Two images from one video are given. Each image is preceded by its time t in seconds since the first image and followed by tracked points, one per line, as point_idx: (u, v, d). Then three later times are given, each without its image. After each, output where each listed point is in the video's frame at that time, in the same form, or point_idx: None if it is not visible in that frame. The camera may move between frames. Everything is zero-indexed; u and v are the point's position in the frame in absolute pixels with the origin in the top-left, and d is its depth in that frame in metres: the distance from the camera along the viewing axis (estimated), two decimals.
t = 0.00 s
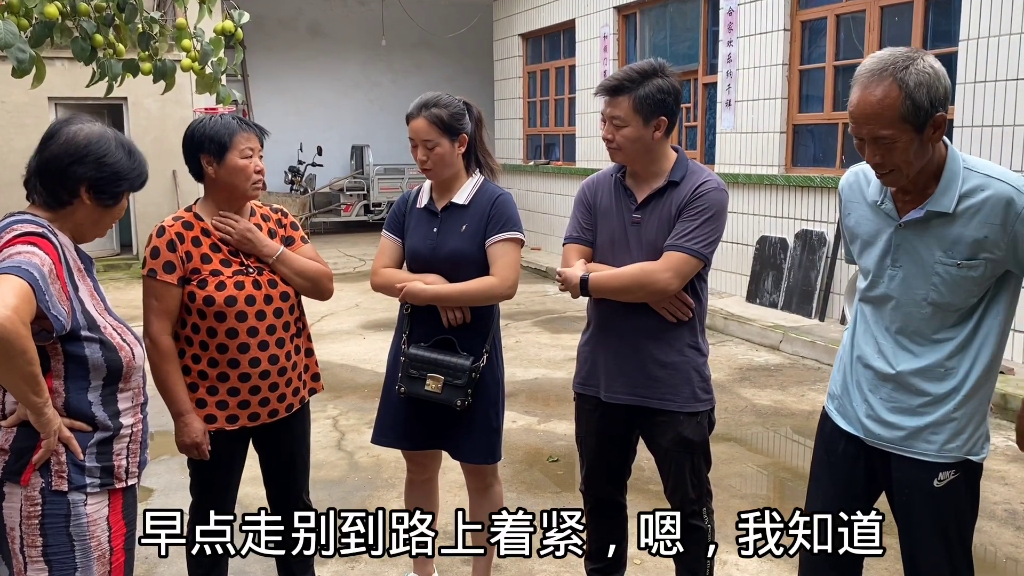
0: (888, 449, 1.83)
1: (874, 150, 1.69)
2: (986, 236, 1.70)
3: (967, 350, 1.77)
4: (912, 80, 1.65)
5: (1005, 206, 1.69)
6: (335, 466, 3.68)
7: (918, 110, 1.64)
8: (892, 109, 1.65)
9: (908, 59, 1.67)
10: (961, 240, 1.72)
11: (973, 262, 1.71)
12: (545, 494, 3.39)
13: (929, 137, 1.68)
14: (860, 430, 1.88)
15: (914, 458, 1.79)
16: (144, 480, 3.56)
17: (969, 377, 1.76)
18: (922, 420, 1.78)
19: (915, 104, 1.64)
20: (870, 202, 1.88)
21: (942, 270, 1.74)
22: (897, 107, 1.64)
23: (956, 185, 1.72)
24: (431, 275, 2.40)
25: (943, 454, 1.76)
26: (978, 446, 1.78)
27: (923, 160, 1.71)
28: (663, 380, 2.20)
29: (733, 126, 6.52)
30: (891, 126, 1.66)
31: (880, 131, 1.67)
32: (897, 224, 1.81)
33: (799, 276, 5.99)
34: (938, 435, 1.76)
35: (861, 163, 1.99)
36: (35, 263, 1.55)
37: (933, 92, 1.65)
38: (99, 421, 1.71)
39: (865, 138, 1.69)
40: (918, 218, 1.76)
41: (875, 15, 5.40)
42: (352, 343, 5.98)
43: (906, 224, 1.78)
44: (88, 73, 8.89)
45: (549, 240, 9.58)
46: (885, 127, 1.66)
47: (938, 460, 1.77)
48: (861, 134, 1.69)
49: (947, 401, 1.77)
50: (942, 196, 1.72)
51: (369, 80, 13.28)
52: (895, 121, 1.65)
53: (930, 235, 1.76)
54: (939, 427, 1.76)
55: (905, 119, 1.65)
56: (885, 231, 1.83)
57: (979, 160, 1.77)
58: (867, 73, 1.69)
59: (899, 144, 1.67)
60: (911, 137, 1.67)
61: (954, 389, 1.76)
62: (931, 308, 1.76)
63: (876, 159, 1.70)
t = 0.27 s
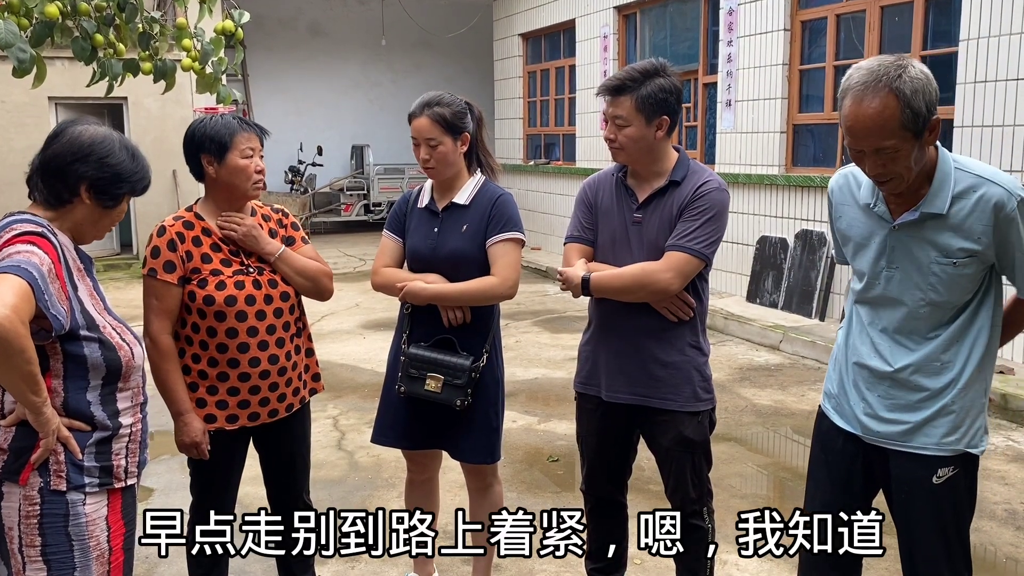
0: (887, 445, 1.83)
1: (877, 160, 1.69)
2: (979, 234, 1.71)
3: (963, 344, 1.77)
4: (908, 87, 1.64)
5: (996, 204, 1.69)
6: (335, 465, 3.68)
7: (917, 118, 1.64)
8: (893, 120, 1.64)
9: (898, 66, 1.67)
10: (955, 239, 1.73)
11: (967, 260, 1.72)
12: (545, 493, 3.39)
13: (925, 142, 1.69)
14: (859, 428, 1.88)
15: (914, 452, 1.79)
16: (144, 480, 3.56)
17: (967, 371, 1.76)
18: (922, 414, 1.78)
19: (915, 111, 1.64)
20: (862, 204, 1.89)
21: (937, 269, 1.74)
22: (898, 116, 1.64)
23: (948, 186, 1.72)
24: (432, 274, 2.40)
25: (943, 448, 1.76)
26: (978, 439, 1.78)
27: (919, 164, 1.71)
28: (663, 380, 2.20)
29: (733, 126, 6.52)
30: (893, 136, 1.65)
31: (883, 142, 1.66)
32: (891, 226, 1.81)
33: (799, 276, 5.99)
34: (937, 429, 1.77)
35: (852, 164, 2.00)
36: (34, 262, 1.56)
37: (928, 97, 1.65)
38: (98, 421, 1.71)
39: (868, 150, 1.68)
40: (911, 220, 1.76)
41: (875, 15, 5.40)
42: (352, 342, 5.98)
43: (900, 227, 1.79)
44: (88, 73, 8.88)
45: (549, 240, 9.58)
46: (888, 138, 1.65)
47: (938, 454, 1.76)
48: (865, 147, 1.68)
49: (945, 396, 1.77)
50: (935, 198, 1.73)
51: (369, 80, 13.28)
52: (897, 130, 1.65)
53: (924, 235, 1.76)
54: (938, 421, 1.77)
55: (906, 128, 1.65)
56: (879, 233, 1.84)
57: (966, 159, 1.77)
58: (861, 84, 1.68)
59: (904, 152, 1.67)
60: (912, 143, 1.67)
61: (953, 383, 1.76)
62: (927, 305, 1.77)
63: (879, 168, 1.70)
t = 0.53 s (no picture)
0: (890, 442, 1.83)
1: (880, 169, 1.69)
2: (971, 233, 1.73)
3: (957, 339, 1.80)
4: (909, 94, 1.65)
5: (987, 202, 1.71)
6: (336, 465, 3.68)
7: (919, 124, 1.65)
8: (897, 129, 1.65)
9: (896, 72, 1.67)
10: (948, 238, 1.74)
11: (960, 259, 1.74)
12: (545, 493, 3.39)
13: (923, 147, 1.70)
14: (860, 427, 1.87)
15: (918, 447, 1.78)
16: (145, 480, 3.56)
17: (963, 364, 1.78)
18: (924, 409, 1.79)
19: (917, 117, 1.65)
20: (853, 207, 1.88)
21: (933, 267, 1.76)
22: (901, 124, 1.65)
23: (941, 186, 1.74)
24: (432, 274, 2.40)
25: (945, 441, 1.77)
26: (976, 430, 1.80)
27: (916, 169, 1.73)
28: (664, 379, 2.20)
29: (734, 126, 6.52)
30: (897, 144, 1.66)
31: (887, 151, 1.66)
32: (886, 229, 1.82)
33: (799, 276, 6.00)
34: (939, 422, 1.77)
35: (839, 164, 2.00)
36: (34, 261, 1.56)
37: (927, 102, 1.66)
38: (97, 421, 1.71)
39: (872, 159, 1.68)
40: (907, 222, 1.77)
41: (876, 15, 5.40)
42: (353, 342, 5.98)
43: (894, 229, 1.80)
44: (89, 73, 8.89)
45: (550, 240, 9.58)
46: (892, 147, 1.66)
47: (941, 447, 1.77)
48: (868, 156, 1.68)
49: (945, 390, 1.78)
50: (928, 199, 1.74)
51: (370, 80, 13.28)
52: (900, 139, 1.65)
53: (918, 236, 1.78)
54: (939, 415, 1.77)
55: (909, 135, 1.65)
56: (872, 237, 1.84)
57: (952, 156, 1.79)
58: (861, 91, 1.68)
59: (907, 159, 1.68)
60: (914, 150, 1.68)
61: (952, 377, 1.78)
62: (923, 303, 1.79)
63: (882, 177, 1.70)
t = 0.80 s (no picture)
0: (892, 438, 1.86)
1: (877, 179, 1.71)
2: (960, 231, 1.78)
3: (950, 333, 1.85)
4: (905, 105, 1.66)
5: (975, 200, 1.76)
6: (337, 465, 3.69)
7: (914, 135, 1.67)
8: (893, 140, 1.66)
9: (890, 82, 1.69)
10: (941, 238, 1.79)
11: (952, 257, 1.79)
12: (546, 494, 3.39)
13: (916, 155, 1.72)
14: (862, 425, 1.90)
15: (922, 440, 1.82)
16: (146, 479, 3.56)
17: (956, 356, 1.84)
18: (926, 403, 1.83)
19: (913, 127, 1.66)
20: (843, 213, 1.89)
21: (927, 267, 1.80)
22: (898, 136, 1.66)
23: (929, 188, 1.77)
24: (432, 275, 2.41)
25: (946, 432, 1.81)
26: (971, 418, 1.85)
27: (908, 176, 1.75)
28: (666, 379, 2.20)
29: (734, 126, 6.52)
30: (893, 156, 1.67)
31: (884, 162, 1.68)
32: (879, 233, 1.84)
33: (800, 277, 6.00)
34: (939, 414, 1.82)
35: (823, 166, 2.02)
36: (31, 260, 1.56)
37: (921, 112, 1.68)
38: (95, 420, 1.70)
39: (870, 170, 1.69)
40: (902, 226, 1.80)
41: (877, 15, 5.40)
42: (354, 342, 5.98)
43: (888, 233, 1.82)
44: (90, 73, 8.89)
45: (551, 240, 9.58)
46: (888, 158, 1.68)
47: (943, 439, 1.81)
48: (867, 169, 1.69)
49: (943, 383, 1.83)
50: (918, 202, 1.77)
51: (371, 80, 13.28)
52: (896, 150, 1.67)
53: (910, 239, 1.81)
54: (939, 407, 1.82)
55: (904, 145, 1.67)
56: (864, 241, 1.86)
57: (934, 156, 1.84)
58: (856, 102, 1.69)
59: (904, 167, 1.70)
60: (908, 160, 1.70)
61: (948, 369, 1.83)
62: (918, 302, 1.83)
63: (877, 187, 1.72)
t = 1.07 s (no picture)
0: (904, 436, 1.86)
1: (880, 187, 1.71)
2: (958, 229, 1.79)
3: (952, 328, 1.86)
4: (908, 112, 1.66)
5: (971, 198, 1.77)
6: (338, 465, 3.69)
7: (916, 142, 1.67)
8: (897, 147, 1.66)
9: (891, 89, 1.69)
10: (939, 236, 1.80)
11: (952, 255, 1.80)
12: (547, 494, 3.39)
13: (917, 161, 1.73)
14: (871, 423, 1.90)
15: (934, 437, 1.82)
16: (147, 480, 3.57)
17: (960, 350, 1.85)
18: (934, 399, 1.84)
19: (915, 134, 1.67)
20: (842, 218, 1.90)
21: (927, 266, 1.81)
22: (902, 144, 1.66)
23: (927, 189, 1.78)
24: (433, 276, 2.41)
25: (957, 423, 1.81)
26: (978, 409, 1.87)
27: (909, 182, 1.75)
28: (667, 379, 2.20)
29: (735, 127, 6.52)
30: (896, 163, 1.68)
31: (888, 170, 1.68)
32: (879, 237, 1.85)
33: (801, 277, 6.00)
34: (948, 407, 1.83)
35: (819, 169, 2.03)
36: (25, 260, 1.56)
37: (922, 119, 1.69)
38: (91, 421, 1.70)
39: (874, 178, 1.69)
40: (901, 228, 1.81)
41: (878, 16, 5.40)
42: (355, 342, 5.99)
43: (888, 237, 1.83)
44: (91, 73, 8.90)
45: (552, 241, 9.57)
46: (892, 165, 1.68)
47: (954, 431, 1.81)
48: (872, 176, 1.70)
49: (950, 377, 1.84)
50: (916, 204, 1.78)
51: (372, 81, 13.29)
52: (899, 157, 1.67)
53: (910, 240, 1.82)
54: (948, 400, 1.83)
55: (907, 153, 1.67)
56: (864, 246, 1.87)
57: (928, 157, 1.85)
58: (859, 110, 1.68)
59: (908, 171, 1.70)
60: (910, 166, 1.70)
61: (953, 364, 1.84)
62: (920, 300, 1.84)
63: (881, 194, 1.72)
